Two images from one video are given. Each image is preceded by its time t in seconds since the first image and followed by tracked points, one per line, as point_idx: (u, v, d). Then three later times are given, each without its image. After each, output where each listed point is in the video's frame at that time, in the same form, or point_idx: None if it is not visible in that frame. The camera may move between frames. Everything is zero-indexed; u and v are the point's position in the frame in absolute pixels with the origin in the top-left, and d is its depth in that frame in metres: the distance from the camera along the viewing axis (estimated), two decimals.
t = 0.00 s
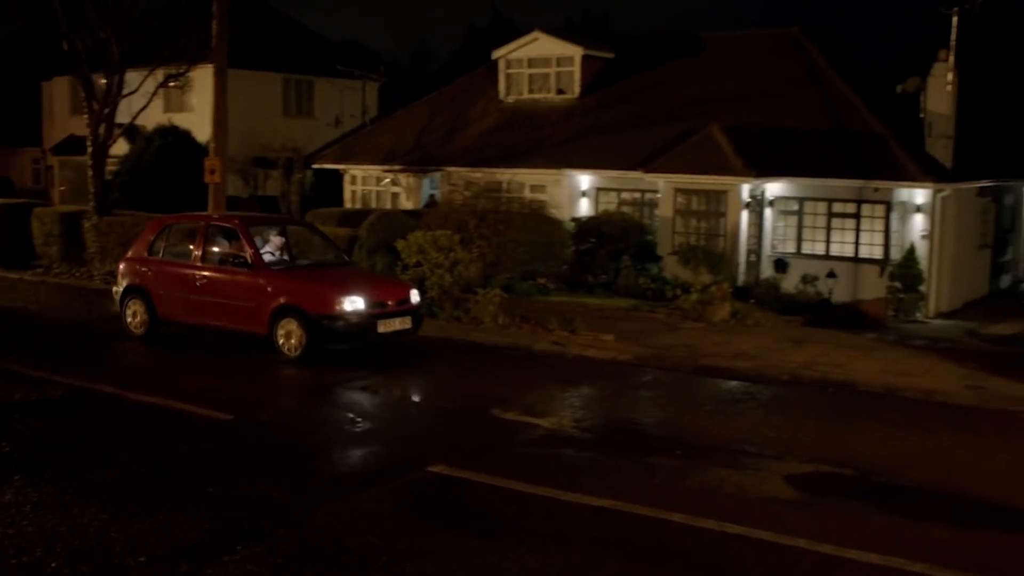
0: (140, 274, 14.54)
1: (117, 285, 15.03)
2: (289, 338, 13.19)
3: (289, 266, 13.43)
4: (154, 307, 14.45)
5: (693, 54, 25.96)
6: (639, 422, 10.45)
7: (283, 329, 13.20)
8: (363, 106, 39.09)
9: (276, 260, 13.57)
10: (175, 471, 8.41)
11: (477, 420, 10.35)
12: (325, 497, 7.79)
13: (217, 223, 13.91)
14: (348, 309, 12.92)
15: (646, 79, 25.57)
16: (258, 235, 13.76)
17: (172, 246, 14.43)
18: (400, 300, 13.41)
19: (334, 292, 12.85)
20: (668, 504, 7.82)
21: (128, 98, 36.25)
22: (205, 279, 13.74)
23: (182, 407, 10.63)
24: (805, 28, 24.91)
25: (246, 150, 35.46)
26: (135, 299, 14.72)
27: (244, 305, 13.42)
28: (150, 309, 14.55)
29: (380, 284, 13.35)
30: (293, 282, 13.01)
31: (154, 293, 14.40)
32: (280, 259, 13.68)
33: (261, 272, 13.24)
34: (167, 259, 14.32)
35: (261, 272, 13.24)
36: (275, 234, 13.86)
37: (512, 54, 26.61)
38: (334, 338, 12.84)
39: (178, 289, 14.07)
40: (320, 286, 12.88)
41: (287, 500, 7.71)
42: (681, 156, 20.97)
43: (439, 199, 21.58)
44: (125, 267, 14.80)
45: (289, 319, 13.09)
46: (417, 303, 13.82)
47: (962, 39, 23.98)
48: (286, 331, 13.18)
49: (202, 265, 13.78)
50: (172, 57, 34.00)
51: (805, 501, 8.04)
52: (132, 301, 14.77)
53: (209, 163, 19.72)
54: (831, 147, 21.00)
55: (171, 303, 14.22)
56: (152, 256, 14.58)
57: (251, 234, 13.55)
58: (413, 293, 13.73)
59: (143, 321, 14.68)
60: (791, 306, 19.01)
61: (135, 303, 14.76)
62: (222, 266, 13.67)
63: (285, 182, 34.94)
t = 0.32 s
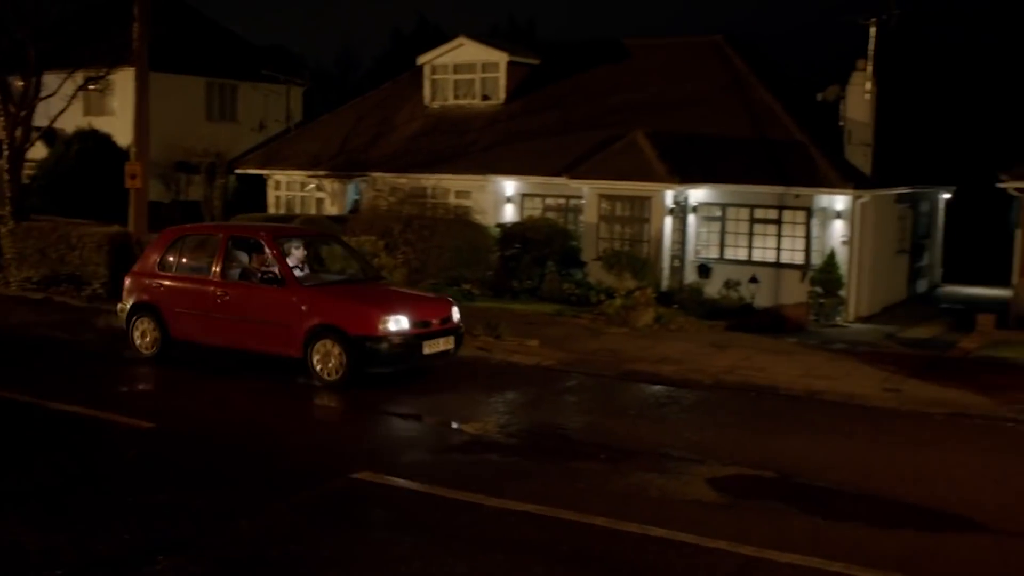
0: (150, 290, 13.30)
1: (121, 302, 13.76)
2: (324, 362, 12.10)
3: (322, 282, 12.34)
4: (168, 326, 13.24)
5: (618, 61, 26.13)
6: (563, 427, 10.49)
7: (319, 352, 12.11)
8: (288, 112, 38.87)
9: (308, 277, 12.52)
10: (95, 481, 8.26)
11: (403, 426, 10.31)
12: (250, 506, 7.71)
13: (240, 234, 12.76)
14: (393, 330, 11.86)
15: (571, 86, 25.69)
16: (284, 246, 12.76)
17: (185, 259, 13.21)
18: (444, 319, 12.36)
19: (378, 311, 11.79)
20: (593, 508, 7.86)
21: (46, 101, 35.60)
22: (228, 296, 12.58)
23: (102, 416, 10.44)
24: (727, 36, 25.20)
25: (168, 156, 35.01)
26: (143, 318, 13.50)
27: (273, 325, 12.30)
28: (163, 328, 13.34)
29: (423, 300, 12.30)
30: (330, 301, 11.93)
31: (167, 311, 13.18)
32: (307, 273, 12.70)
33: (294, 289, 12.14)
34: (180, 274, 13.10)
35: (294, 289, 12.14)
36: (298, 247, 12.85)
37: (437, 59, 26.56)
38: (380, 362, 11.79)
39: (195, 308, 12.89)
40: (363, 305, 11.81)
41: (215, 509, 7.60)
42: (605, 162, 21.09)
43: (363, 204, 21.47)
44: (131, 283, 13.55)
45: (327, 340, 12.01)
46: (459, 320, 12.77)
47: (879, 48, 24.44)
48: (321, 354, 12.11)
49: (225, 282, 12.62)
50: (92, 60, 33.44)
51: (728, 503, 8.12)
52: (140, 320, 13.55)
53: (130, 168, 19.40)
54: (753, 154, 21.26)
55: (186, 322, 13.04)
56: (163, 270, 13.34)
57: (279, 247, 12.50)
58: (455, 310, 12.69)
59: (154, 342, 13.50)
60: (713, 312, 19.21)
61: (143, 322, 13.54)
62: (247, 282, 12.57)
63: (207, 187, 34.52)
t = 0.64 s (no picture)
0: (154, 303, 12.35)
1: (119, 318, 12.77)
2: (357, 382, 11.34)
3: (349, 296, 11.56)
4: (174, 343, 12.31)
5: (529, 65, 26.20)
6: (475, 431, 10.50)
7: (351, 371, 11.35)
8: (197, 114, 38.35)
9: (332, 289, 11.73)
10: None
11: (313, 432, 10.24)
12: (159, 515, 7.58)
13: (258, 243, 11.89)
14: (432, 345, 11.16)
15: (483, 89, 25.71)
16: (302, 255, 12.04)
17: (193, 271, 12.30)
18: (479, 334, 11.71)
19: (415, 326, 11.08)
20: (504, 511, 7.87)
21: None
22: (244, 310, 11.71)
23: (5, 425, 10.20)
24: (638, 41, 25.40)
25: (75, 157, 34.15)
26: (146, 334, 12.54)
27: (296, 342, 11.48)
28: (168, 346, 12.41)
29: (457, 314, 11.62)
30: (363, 314, 11.18)
31: (173, 327, 12.25)
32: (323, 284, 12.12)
33: (322, 302, 11.34)
34: (189, 286, 12.18)
35: (321, 302, 11.34)
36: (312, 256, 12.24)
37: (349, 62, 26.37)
38: (419, 381, 11.09)
39: (206, 323, 11.99)
40: (399, 320, 11.10)
41: (121, 520, 7.44)
42: (517, 166, 21.13)
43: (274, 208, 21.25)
44: (131, 296, 12.57)
45: (361, 358, 11.26)
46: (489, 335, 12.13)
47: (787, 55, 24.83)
48: (354, 373, 11.35)
49: (241, 295, 11.74)
50: None
51: (637, 504, 8.19)
52: (142, 338, 12.59)
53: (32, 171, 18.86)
54: (663, 159, 21.48)
55: (194, 339, 12.13)
56: (168, 282, 12.39)
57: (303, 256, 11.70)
58: (486, 324, 12.04)
59: (156, 361, 12.56)
60: (626, 314, 19.38)
61: (144, 339, 12.59)
62: (266, 295, 11.72)
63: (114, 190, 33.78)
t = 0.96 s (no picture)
0: (166, 318, 11.58)
1: (125, 334, 11.95)
2: (393, 402, 10.74)
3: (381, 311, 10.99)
4: (190, 361, 11.55)
5: (444, 68, 26.16)
6: (390, 436, 10.48)
7: (386, 391, 10.76)
8: (106, 117, 37.77)
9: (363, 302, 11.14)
10: None
11: (226, 438, 10.13)
12: (70, 523, 7.43)
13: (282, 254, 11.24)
14: (477, 361, 10.66)
15: (398, 92, 25.63)
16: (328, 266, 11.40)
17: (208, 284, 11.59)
18: (518, 349, 11.25)
19: (458, 341, 10.58)
20: (421, 515, 7.85)
21: None
22: (269, 325, 11.03)
23: None
24: (552, 45, 25.50)
25: None
26: (156, 351, 11.75)
27: (328, 358, 10.85)
28: (181, 363, 11.64)
29: (494, 329, 11.14)
30: (403, 330, 10.62)
31: (189, 343, 11.50)
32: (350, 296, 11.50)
33: (357, 316, 10.73)
34: (206, 300, 11.46)
35: (356, 317, 10.73)
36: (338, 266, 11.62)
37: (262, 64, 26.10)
38: (463, 399, 10.57)
39: (225, 338, 11.27)
40: (440, 335, 10.58)
41: (29, 529, 7.28)
42: (432, 169, 21.08)
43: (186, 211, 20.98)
44: (139, 311, 11.78)
45: (398, 377, 10.69)
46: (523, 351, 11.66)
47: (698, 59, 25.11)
48: (389, 393, 10.75)
49: (266, 309, 11.07)
50: None
51: (554, 506, 8.23)
52: (153, 355, 11.79)
53: None
54: (576, 163, 21.61)
55: (211, 355, 11.40)
56: (181, 295, 11.64)
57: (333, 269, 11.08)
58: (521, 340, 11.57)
59: (168, 380, 11.75)
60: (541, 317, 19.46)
61: (154, 357, 11.79)
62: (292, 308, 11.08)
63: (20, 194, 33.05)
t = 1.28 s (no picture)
0: (187, 335, 11.08)
1: (142, 352, 11.43)
2: (438, 420, 10.31)
3: (419, 324, 10.57)
4: (213, 379, 11.07)
5: (361, 72, 26.03)
6: (312, 442, 10.45)
7: (428, 409, 10.33)
8: (16, 122, 37.00)
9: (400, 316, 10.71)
10: None
11: (143, 448, 9.98)
12: None
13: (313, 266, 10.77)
14: (523, 377, 10.29)
15: (317, 97, 25.46)
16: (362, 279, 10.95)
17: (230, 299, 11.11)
18: (559, 363, 10.88)
19: (503, 356, 10.19)
20: (345, 523, 7.80)
21: None
22: (302, 341, 10.58)
23: None
24: (471, 50, 25.52)
25: None
26: (177, 369, 11.25)
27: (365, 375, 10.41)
28: (204, 382, 11.15)
29: (536, 342, 10.75)
30: (446, 345, 10.20)
31: (213, 361, 11.01)
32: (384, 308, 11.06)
33: (396, 331, 10.31)
34: (230, 315, 10.97)
35: (396, 332, 10.31)
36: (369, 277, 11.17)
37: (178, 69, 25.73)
38: (512, 417, 10.17)
39: (253, 355, 10.80)
40: (486, 350, 10.18)
41: None
42: (351, 175, 20.95)
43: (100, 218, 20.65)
44: (157, 328, 11.26)
45: (442, 394, 10.27)
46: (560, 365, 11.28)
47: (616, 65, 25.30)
48: (433, 411, 10.32)
49: (297, 324, 10.61)
50: None
51: (477, 511, 8.22)
52: (173, 374, 11.28)
53: None
54: (495, 168, 21.66)
55: (238, 373, 10.93)
56: (202, 310, 11.14)
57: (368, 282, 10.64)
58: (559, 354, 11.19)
59: (188, 400, 11.25)
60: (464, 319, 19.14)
61: (174, 375, 11.30)
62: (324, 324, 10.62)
63: None
